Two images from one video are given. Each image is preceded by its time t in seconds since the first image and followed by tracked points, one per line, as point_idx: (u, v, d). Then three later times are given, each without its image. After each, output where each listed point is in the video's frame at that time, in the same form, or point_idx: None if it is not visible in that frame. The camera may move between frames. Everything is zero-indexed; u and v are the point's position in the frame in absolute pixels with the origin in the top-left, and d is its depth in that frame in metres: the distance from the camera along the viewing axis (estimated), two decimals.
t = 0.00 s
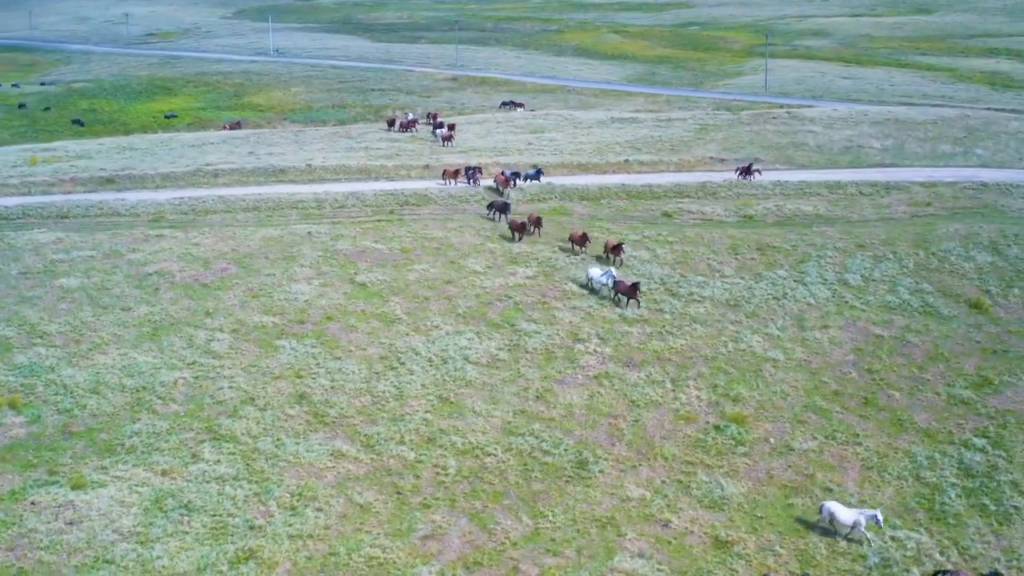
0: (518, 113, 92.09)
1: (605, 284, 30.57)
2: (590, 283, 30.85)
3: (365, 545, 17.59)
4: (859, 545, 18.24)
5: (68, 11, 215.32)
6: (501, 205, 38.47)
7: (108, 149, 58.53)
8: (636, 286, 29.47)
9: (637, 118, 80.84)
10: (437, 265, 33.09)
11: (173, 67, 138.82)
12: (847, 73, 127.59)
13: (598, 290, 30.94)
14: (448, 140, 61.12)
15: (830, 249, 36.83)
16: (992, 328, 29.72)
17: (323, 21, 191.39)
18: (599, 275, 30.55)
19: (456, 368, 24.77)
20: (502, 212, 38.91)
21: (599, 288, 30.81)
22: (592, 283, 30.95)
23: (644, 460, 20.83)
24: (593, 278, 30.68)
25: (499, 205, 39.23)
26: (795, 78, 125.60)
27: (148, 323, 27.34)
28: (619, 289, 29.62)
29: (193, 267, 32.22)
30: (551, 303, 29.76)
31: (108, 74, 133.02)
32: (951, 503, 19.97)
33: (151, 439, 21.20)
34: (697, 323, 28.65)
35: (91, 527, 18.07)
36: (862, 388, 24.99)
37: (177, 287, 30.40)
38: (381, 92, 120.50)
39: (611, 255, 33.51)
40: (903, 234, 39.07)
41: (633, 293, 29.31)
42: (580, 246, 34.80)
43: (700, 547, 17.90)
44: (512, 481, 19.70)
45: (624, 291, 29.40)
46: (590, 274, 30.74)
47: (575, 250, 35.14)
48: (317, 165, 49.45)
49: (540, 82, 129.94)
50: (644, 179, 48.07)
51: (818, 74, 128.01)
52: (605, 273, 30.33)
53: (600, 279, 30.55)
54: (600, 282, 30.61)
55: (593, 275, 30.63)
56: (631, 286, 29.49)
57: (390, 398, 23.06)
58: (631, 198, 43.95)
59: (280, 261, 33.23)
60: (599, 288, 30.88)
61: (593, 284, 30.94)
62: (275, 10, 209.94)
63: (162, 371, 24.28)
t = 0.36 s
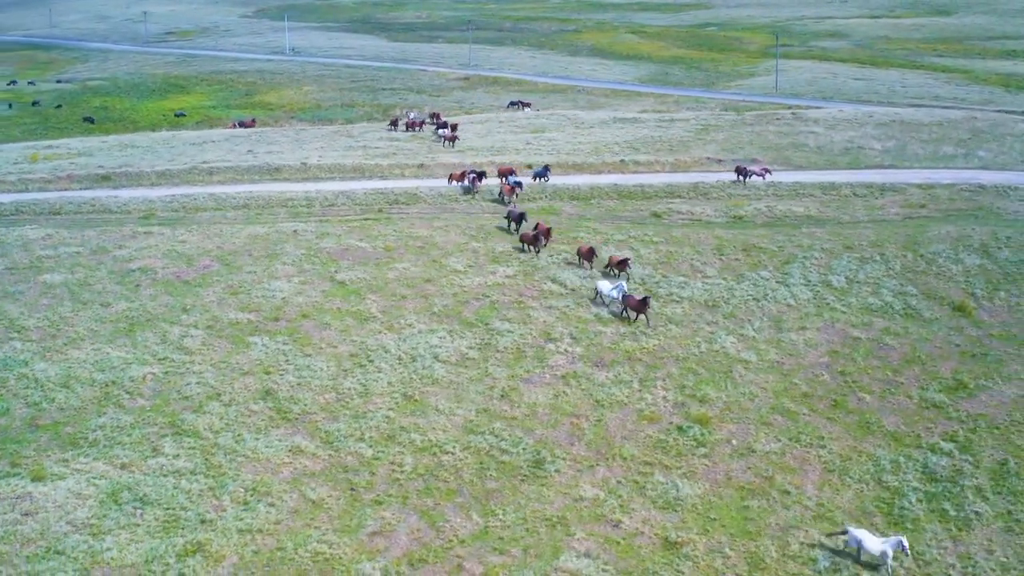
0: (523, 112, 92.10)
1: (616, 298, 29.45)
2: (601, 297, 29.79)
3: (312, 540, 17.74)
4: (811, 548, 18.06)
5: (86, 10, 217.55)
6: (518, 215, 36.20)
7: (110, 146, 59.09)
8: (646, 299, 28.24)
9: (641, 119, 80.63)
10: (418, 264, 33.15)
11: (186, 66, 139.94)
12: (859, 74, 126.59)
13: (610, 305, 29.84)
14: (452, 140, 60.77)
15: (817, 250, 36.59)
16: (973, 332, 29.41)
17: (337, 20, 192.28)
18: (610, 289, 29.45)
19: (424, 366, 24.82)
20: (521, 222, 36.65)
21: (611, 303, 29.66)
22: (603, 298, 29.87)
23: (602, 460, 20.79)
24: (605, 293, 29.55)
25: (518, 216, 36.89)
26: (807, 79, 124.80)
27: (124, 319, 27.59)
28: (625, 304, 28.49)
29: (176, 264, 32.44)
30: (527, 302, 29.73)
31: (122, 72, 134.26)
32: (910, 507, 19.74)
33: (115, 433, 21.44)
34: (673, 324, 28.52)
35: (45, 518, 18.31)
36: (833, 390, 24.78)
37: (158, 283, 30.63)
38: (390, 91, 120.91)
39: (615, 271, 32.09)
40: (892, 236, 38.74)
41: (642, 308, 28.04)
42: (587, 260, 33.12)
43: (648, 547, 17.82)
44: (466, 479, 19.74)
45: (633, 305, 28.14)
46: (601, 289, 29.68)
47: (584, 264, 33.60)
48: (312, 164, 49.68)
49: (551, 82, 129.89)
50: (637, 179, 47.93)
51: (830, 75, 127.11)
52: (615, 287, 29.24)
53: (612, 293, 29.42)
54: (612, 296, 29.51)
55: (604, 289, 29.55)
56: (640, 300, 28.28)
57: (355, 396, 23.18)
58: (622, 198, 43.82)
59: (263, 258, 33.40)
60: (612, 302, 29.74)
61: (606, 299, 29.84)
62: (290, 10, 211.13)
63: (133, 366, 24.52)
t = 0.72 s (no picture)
0: (528, 113, 92.14)
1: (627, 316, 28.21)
2: (611, 314, 28.49)
3: (258, 537, 17.93)
4: (758, 554, 17.92)
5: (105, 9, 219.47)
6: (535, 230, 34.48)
7: (112, 144, 59.71)
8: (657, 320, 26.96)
9: (644, 120, 80.45)
10: (398, 263, 33.25)
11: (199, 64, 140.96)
12: (872, 76, 125.53)
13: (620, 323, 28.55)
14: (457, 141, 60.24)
15: (802, 253, 36.39)
16: (952, 338, 29.11)
17: (352, 20, 193.18)
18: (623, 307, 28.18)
19: (390, 366, 24.91)
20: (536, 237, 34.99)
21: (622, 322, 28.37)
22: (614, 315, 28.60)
23: (557, 462, 20.76)
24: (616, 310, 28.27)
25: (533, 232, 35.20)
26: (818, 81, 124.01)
27: (101, 316, 27.89)
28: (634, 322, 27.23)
29: (158, 262, 32.73)
30: (502, 303, 29.75)
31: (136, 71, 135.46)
32: (865, 514, 19.54)
33: (78, 428, 21.71)
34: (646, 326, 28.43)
35: None
36: (800, 395, 24.60)
37: (138, 281, 30.91)
38: (399, 91, 121.31)
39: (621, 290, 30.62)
40: (880, 240, 38.43)
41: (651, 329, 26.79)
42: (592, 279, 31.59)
43: (593, 551, 17.79)
44: (418, 479, 19.82)
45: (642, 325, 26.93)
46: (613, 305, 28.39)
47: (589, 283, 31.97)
48: (306, 163, 49.97)
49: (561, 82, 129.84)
50: (629, 180, 47.84)
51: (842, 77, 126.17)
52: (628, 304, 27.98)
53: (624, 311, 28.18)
54: (623, 314, 28.26)
55: (615, 306, 28.32)
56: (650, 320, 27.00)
57: (318, 395, 23.33)
58: (611, 200, 43.74)
59: (245, 257, 33.63)
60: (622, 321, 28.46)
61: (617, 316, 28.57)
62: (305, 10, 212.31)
63: (103, 362, 24.81)
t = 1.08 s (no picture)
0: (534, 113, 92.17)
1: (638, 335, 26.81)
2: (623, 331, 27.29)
3: (208, 534, 18.14)
4: (706, 558, 17.83)
5: (123, 8, 221.55)
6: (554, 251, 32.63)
7: (113, 143, 60.39)
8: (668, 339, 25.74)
9: (646, 121, 80.37)
10: (379, 263, 33.36)
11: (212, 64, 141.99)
12: (884, 77, 124.52)
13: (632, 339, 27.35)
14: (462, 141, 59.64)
15: (787, 256, 36.19)
16: (931, 342, 28.83)
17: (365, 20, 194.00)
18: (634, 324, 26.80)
19: (359, 365, 25.03)
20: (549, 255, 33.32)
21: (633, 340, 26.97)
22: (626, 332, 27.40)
23: (514, 462, 20.75)
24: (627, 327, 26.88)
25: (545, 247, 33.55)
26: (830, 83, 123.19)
27: (80, 313, 28.20)
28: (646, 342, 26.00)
29: (142, 260, 33.03)
30: (478, 303, 29.80)
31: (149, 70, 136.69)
32: (822, 519, 19.36)
33: (44, 424, 21.99)
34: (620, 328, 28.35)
35: None
36: (769, 398, 24.43)
37: (121, 278, 31.21)
38: (408, 91, 121.78)
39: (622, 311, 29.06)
40: (868, 243, 38.15)
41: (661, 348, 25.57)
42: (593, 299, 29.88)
43: (540, 552, 17.79)
44: (373, 478, 19.93)
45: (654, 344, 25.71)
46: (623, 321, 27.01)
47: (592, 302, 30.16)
48: (301, 162, 50.27)
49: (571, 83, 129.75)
50: (622, 180, 47.74)
51: (854, 78, 125.29)
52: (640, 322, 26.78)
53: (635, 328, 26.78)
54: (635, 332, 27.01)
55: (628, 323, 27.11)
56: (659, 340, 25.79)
57: (284, 393, 23.49)
58: (601, 201, 43.70)
59: (229, 255, 33.87)
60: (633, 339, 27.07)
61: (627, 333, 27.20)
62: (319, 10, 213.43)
63: (76, 359, 25.11)
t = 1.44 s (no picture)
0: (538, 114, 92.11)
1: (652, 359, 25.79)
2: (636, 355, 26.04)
3: (159, 529, 18.36)
4: (652, 561, 17.77)
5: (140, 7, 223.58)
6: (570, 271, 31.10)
7: (115, 141, 60.95)
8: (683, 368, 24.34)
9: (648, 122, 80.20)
10: (359, 263, 33.49)
11: (225, 63, 142.98)
12: (896, 79, 123.50)
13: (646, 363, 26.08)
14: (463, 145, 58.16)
15: (771, 258, 36.00)
16: (908, 346, 28.57)
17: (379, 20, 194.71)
18: (648, 348, 25.77)
19: (326, 364, 25.18)
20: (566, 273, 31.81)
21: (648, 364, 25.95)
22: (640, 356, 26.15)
23: (470, 463, 20.77)
24: (641, 352, 25.83)
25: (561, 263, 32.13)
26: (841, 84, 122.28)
27: (58, 311, 28.52)
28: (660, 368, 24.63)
29: (126, 258, 33.34)
30: (453, 304, 29.84)
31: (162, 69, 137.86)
32: (775, 523, 19.21)
33: (10, 418, 22.25)
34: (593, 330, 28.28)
35: None
36: (735, 401, 24.29)
37: (103, 276, 31.50)
38: (417, 91, 122.14)
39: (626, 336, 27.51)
40: (855, 246, 37.88)
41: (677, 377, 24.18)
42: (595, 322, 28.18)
43: (486, 553, 17.81)
44: (328, 477, 20.08)
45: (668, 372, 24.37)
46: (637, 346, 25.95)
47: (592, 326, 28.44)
48: (295, 162, 50.55)
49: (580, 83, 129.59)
50: (613, 181, 47.66)
51: (866, 80, 124.36)
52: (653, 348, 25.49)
53: (649, 353, 25.77)
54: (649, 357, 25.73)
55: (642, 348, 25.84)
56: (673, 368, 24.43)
57: (249, 391, 23.69)
58: (590, 201, 43.66)
59: (212, 254, 34.15)
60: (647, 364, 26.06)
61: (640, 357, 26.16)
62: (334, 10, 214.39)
63: (49, 356, 25.41)
